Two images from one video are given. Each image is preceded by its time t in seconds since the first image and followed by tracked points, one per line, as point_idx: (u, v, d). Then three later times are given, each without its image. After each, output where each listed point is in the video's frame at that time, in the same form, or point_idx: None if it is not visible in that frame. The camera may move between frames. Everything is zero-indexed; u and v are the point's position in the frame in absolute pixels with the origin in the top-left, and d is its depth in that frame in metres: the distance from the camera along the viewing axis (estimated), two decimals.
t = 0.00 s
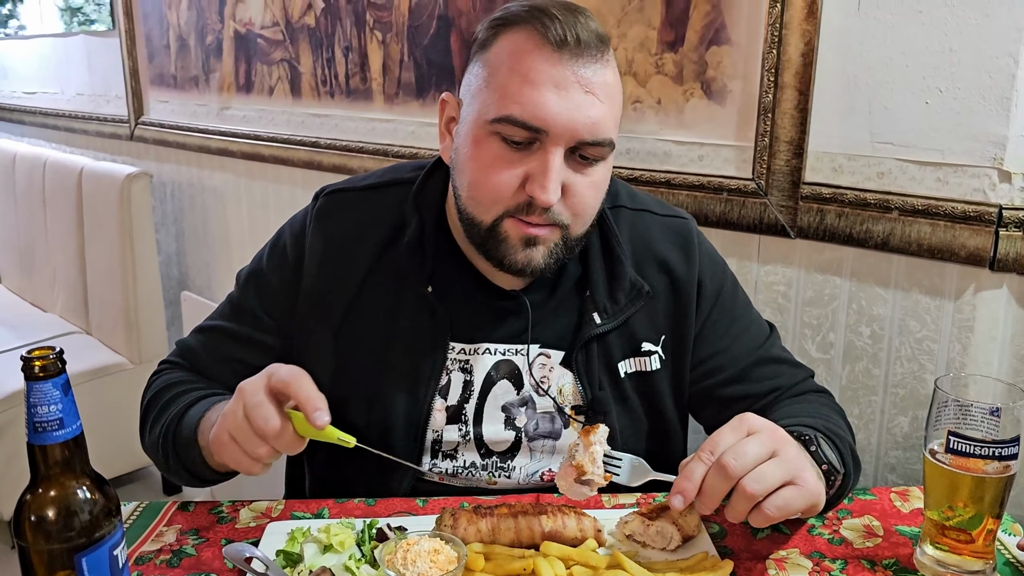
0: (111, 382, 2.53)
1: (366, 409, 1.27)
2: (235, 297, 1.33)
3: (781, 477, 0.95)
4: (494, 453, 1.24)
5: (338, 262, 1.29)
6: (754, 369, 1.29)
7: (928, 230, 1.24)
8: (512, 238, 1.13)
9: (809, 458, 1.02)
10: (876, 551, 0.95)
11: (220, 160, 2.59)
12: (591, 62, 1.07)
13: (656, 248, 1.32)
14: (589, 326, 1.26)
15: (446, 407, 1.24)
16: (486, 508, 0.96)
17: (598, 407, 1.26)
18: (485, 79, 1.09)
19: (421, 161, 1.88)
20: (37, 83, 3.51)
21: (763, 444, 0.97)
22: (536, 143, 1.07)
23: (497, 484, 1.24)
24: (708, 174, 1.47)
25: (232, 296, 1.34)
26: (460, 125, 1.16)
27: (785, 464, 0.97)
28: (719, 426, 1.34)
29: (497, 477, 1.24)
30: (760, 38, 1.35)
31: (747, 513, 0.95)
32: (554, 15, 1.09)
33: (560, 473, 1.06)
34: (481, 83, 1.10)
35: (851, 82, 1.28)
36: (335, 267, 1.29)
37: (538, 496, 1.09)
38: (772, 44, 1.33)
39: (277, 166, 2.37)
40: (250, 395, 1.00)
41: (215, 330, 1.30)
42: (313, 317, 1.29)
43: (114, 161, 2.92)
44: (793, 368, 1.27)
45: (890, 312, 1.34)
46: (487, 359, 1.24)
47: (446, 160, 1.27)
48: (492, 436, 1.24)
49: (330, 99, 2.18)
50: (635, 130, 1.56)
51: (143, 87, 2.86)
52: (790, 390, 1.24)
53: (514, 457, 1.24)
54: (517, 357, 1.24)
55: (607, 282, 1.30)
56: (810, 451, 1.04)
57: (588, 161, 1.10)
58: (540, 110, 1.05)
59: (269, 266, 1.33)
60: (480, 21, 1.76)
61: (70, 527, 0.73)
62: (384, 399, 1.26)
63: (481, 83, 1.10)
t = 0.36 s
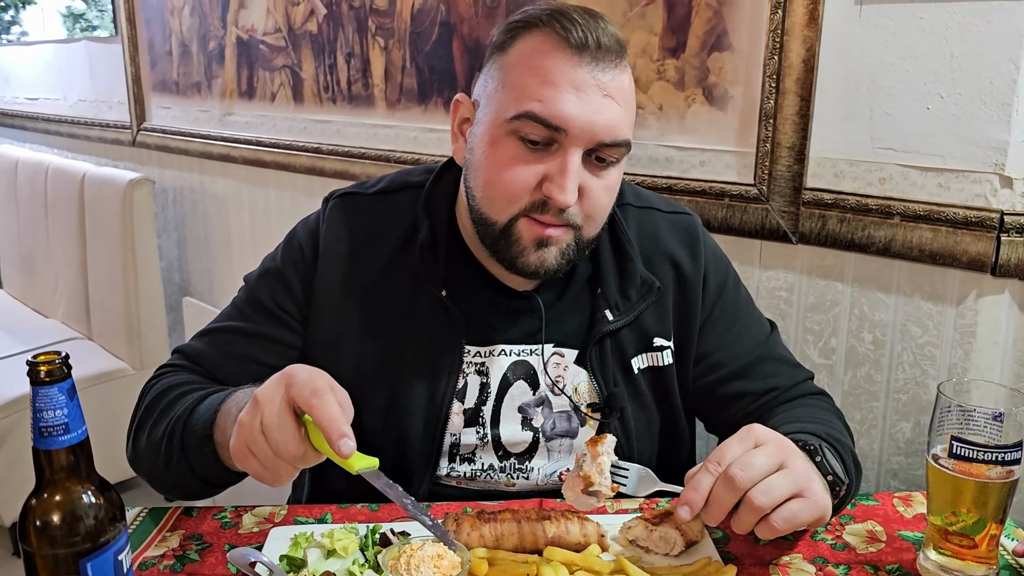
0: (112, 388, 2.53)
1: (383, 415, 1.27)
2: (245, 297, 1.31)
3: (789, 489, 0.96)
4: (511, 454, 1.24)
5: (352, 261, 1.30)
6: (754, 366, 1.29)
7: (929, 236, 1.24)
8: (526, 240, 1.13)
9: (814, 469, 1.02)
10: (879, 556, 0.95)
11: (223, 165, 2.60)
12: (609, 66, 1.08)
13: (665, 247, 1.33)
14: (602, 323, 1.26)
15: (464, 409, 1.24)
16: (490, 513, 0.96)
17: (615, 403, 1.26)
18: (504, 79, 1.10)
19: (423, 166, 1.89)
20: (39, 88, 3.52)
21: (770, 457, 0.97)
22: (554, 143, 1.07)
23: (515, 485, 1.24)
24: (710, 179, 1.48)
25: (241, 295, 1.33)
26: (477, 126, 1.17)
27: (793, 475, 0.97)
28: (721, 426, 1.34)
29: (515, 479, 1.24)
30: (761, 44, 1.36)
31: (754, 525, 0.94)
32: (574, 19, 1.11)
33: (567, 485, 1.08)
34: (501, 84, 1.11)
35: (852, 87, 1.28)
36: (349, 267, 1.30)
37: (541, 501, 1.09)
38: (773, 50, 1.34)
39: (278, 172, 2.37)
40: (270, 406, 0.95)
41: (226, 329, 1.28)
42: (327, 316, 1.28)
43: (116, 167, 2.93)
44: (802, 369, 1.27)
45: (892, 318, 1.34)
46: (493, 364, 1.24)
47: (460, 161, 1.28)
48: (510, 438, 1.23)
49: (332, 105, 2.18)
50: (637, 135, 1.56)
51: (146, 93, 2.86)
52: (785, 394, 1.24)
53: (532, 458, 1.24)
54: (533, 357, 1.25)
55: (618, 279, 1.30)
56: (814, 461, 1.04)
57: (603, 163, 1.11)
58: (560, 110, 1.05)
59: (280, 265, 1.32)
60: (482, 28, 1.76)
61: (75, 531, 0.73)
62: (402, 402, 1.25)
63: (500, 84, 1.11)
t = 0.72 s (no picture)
0: (113, 390, 2.53)
1: (389, 420, 1.26)
2: (252, 301, 1.31)
3: (783, 486, 0.96)
4: (517, 458, 1.24)
5: (359, 265, 1.30)
6: (756, 368, 1.29)
7: (929, 238, 1.25)
8: (539, 248, 1.14)
9: (812, 467, 1.02)
10: (879, 558, 0.95)
11: (223, 168, 2.60)
12: (620, 74, 1.08)
13: (671, 250, 1.34)
14: (608, 327, 1.27)
15: (470, 413, 1.24)
16: (490, 516, 0.96)
17: (619, 406, 1.26)
18: (516, 86, 1.11)
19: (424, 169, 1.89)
20: (40, 91, 3.52)
21: (765, 451, 0.98)
22: (567, 151, 1.08)
23: (521, 488, 1.23)
24: (710, 182, 1.48)
25: (248, 299, 1.33)
26: (488, 134, 1.17)
27: (787, 472, 0.97)
28: (722, 427, 1.34)
29: (521, 482, 1.23)
30: (762, 47, 1.36)
31: (748, 522, 0.95)
32: (586, 28, 1.11)
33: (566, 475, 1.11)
34: (513, 92, 1.11)
35: (852, 90, 1.28)
36: (356, 270, 1.30)
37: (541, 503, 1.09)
38: (773, 53, 1.34)
39: (279, 175, 2.38)
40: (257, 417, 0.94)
41: (231, 333, 1.27)
42: (334, 319, 1.28)
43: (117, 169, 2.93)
44: (805, 374, 1.28)
45: (892, 320, 1.34)
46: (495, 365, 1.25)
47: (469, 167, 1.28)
48: (516, 442, 1.23)
49: (333, 108, 2.19)
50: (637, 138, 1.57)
51: (147, 96, 2.87)
52: (788, 397, 1.24)
53: (537, 461, 1.24)
54: (539, 361, 1.25)
55: (623, 283, 1.31)
56: (812, 460, 1.04)
57: (615, 170, 1.11)
58: (573, 118, 1.05)
59: (287, 268, 1.32)
60: (482, 31, 1.77)
61: (77, 534, 0.73)
62: (409, 406, 1.25)
63: (512, 92, 1.11)
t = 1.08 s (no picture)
0: (114, 386, 2.53)
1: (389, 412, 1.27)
2: (251, 293, 1.31)
3: (777, 483, 0.94)
4: (513, 446, 1.24)
5: (357, 256, 1.30)
6: (754, 359, 1.29)
7: (929, 232, 1.25)
8: (532, 231, 1.14)
9: (807, 462, 1.01)
10: (879, 549, 0.95)
11: (224, 164, 2.60)
12: (611, 55, 1.09)
13: (668, 242, 1.34)
14: (604, 317, 1.27)
15: (466, 402, 1.24)
16: (490, 506, 0.96)
17: (615, 396, 1.27)
18: (508, 69, 1.11)
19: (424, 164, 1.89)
20: (41, 88, 3.53)
21: (759, 449, 0.96)
22: (559, 132, 1.08)
23: (517, 476, 1.24)
24: (710, 176, 1.48)
25: (246, 291, 1.32)
26: (481, 118, 1.17)
27: (782, 470, 0.96)
28: (721, 420, 1.34)
29: (516, 470, 1.23)
30: (762, 40, 1.36)
31: (743, 519, 0.94)
32: (575, 11, 1.12)
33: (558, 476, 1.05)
34: (504, 76, 1.12)
35: (852, 84, 1.29)
36: (354, 261, 1.30)
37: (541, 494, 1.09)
38: (773, 47, 1.34)
39: (279, 171, 2.38)
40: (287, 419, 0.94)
41: (227, 325, 1.27)
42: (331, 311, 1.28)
43: (117, 166, 2.93)
44: (803, 365, 1.28)
45: (892, 314, 1.34)
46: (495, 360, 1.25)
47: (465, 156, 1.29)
48: (511, 430, 1.23)
49: (333, 103, 2.19)
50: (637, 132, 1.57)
51: (147, 92, 2.87)
52: (784, 387, 1.24)
53: (533, 450, 1.24)
54: (534, 350, 1.25)
55: (620, 274, 1.31)
56: (808, 455, 1.04)
57: (608, 151, 1.11)
58: (564, 98, 1.06)
59: (286, 259, 1.32)
60: (482, 25, 1.77)
61: (78, 521, 0.74)
62: (408, 398, 1.25)
63: (504, 74, 1.12)
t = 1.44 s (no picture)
0: (115, 384, 2.53)
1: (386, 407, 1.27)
2: (250, 290, 1.31)
3: (775, 478, 0.94)
4: (512, 443, 1.24)
5: (356, 254, 1.30)
6: (754, 354, 1.29)
7: (932, 228, 1.25)
8: (530, 230, 1.14)
9: (807, 458, 1.01)
10: (881, 543, 0.95)
11: (225, 163, 2.61)
12: (603, 53, 1.09)
13: (668, 239, 1.34)
14: (604, 314, 1.27)
15: (465, 399, 1.25)
16: (492, 499, 0.96)
17: (615, 392, 1.27)
18: (501, 69, 1.11)
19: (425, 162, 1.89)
20: (42, 87, 3.53)
21: (756, 445, 0.96)
22: (553, 130, 1.08)
23: (516, 473, 1.24)
24: (712, 173, 1.48)
25: (244, 288, 1.33)
26: (476, 119, 1.18)
27: (778, 464, 0.95)
28: (720, 415, 1.35)
29: (516, 467, 1.24)
30: (764, 37, 1.36)
31: (741, 514, 0.94)
32: (566, 9, 1.12)
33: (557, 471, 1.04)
34: (498, 77, 1.12)
35: (853, 81, 1.29)
36: (353, 259, 1.30)
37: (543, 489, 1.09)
38: (775, 44, 1.35)
39: (281, 169, 2.38)
40: (244, 360, 0.95)
41: (224, 322, 1.27)
42: (330, 308, 1.28)
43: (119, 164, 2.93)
44: (806, 359, 1.28)
45: (894, 310, 1.34)
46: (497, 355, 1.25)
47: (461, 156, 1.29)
48: (511, 427, 1.24)
49: (335, 102, 2.19)
50: (638, 129, 1.57)
51: (149, 91, 2.87)
52: (787, 382, 1.25)
53: (532, 447, 1.24)
54: (534, 347, 1.25)
55: (620, 271, 1.31)
56: (808, 450, 1.03)
57: (603, 148, 1.11)
58: (557, 97, 1.06)
59: (285, 258, 1.33)
60: (484, 23, 1.77)
61: (83, 512, 0.74)
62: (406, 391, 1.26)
63: (497, 75, 1.12)
